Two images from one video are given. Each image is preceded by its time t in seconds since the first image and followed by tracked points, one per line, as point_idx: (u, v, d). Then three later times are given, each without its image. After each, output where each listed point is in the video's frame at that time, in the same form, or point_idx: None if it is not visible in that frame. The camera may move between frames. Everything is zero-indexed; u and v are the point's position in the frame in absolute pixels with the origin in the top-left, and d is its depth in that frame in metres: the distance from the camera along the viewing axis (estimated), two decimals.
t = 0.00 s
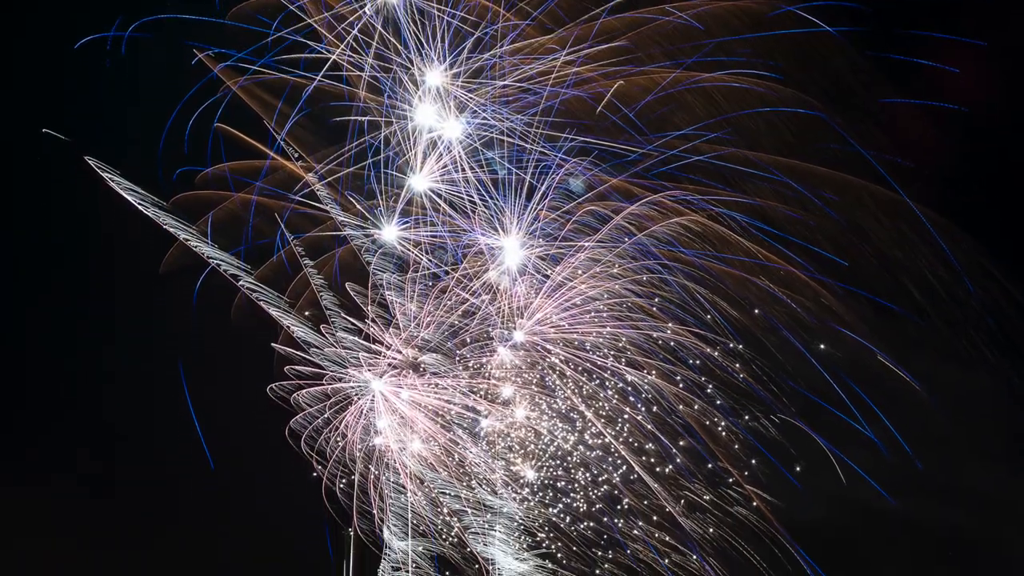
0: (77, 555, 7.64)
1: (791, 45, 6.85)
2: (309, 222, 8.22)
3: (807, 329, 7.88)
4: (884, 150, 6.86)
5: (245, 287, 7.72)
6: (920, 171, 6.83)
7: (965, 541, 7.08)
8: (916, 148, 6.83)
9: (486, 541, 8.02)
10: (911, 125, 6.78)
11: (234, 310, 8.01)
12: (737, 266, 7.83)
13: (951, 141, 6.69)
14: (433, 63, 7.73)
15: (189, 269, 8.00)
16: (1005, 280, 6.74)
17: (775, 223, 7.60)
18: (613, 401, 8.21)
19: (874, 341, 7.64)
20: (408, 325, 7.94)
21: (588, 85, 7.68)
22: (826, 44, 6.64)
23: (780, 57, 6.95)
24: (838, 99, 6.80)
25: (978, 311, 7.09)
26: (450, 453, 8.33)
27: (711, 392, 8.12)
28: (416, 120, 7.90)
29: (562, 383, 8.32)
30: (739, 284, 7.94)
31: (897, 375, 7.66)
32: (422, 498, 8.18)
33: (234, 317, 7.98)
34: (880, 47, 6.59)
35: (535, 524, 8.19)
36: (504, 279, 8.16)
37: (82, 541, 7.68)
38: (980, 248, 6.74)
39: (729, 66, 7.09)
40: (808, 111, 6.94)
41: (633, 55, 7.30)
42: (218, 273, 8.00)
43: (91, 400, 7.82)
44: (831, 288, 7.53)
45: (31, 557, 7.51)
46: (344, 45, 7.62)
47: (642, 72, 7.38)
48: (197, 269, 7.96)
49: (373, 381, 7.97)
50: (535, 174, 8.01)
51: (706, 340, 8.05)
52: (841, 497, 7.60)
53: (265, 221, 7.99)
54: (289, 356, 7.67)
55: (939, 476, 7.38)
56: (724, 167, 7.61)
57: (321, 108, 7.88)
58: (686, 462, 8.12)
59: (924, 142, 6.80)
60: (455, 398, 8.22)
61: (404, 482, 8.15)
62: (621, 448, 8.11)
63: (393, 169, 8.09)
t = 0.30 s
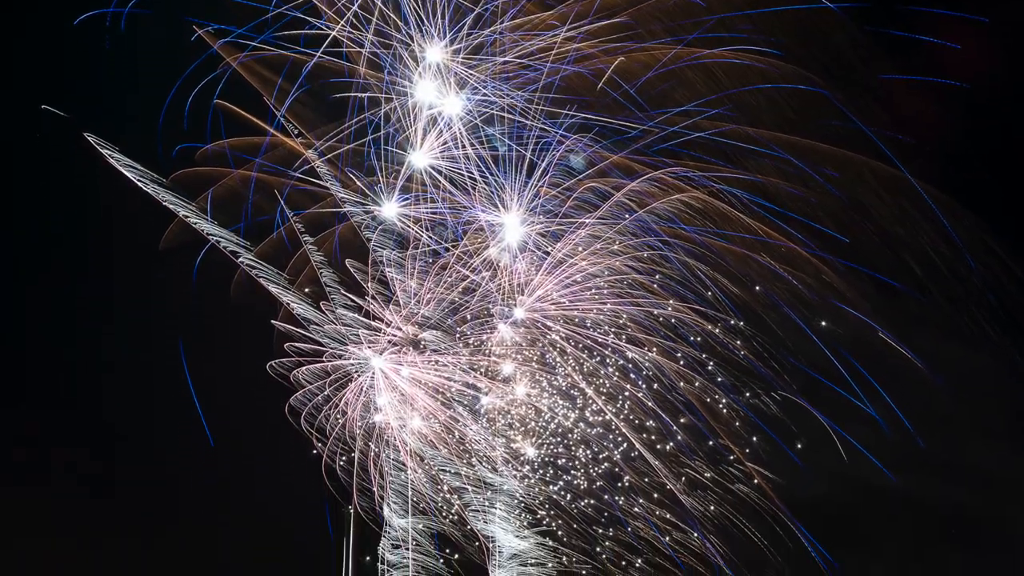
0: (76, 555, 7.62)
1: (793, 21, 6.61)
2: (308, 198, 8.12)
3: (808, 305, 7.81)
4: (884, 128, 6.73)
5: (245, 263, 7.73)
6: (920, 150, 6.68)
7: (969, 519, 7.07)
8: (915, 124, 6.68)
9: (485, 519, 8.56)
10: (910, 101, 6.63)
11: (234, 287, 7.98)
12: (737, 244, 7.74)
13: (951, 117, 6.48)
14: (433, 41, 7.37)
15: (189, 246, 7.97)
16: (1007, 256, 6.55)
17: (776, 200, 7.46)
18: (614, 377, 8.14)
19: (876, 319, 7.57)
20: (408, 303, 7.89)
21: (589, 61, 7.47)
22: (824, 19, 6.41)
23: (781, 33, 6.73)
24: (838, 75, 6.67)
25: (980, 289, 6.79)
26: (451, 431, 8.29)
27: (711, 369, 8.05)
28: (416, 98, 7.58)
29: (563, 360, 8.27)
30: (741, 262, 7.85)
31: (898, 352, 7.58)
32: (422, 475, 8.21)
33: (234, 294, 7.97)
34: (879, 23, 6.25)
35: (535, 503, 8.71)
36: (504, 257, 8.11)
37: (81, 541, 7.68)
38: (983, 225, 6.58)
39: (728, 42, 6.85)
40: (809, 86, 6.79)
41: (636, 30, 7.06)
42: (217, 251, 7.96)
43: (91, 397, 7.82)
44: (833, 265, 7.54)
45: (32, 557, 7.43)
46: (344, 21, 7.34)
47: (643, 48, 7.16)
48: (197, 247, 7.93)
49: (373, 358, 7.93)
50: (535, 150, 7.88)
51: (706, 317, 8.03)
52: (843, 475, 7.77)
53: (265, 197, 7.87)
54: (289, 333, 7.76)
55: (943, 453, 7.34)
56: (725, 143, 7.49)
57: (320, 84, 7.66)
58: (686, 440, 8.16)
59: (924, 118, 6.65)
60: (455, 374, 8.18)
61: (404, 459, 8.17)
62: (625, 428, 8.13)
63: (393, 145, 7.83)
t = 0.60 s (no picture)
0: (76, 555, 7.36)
1: None
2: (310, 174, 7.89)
3: (810, 283, 7.87)
4: (883, 103, 6.69)
5: (245, 240, 7.53)
6: (923, 126, 6.63)
7: (970, 495, 7.10)
8: (916, 98, 6.63)
9: (486, 496, 8.48)
10: (911, 75, 6.54)
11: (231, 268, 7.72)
12: (740, 221, 7.71)
13: (953, 92, 6.45)
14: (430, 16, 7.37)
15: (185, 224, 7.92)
16: (1007, 231, 6.56)
17: (778, 177, 7.44)
18: (615, 355, 8.16)
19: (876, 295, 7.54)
20: (409, 280, 7.93)
21: (588, 37, 7.36)
22: None
23: (782, 8, 6.60)
24: (839, 51, 6.62)
25: (983, 265, 6.82)
26: (451, 409, 8.35)
27: (712, 346, 8.18)
28: (416, 74, 7.54)
29: (563, 337, 8.25)
30: (741, 239, 7.86)
31: (898, 328, 7.54)
32: (422, 452, 8.18)
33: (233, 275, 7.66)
34: None
35: (536, 481, 8.68)
36: (506, 233, 8.08)
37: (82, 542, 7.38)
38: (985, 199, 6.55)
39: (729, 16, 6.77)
40: (810, 62, 6.72)
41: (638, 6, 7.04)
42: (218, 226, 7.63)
43: (90, 386, 7.40)
44: (834, 242, 7.49)
45: (30, 559, 7.14)
46: None
47: (644, 25, 7.08)
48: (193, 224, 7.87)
49: (373, 335, 7.96)
50: (535, 127, 7.78)
51: (707, 294, 8.07)
52: (845, 452, 7.76)
53: (265, 173, 7.62)
54: (289, 311, 7.42)
55: (945, 430, 7.31)
56: (726, 120, 7.36)
57: (321, 61, 7.42)
58: (687, 417, 8.38)
59: (925, 91, 6.58)
60: (455, 351, 8.19)
61: (404, 436, 8.15)
62: (626, 404, 8.21)
63: (393, 121, 7.73)
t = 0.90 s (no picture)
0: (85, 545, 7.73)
1: None
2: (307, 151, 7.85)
3: (811, 260, 7.87)
4: (883, 78, 6.50)
5: (245, 216, 7.57)
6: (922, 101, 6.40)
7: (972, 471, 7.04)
8: (917, 74, 6.40)
9: (486, 473, 8.68)
10: (912, 50, 6.33)
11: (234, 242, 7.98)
12: (740, 197, 7.65)
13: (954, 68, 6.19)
14: None
15: (189, 198, 8.00)
16: (1007, 208, 6.33)
17: (779, 153, 7.39)
18: (615, 332, 8.12)
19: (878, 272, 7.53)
20: (409, 256, 7.84)
21: (590, 13, 7.16)
22: None
23: None
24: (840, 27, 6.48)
25: (985, 243, 6.70)
26: (452, 385, 8.27)
27: (714, 323, 8.09)
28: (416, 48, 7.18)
29: (564, 314, 8.19)
30: (743, 215, 7.80)
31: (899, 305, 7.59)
32: (422, 429, 8.16)
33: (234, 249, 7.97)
34: None
35: (537, 459, 8.70)
36: (506, 210, 8.01)
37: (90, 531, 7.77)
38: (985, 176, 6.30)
39: None
40: (811, 39, 6.66)
41: None
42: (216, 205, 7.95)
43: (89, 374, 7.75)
44: (836, 219, 7.46)
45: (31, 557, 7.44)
46: None
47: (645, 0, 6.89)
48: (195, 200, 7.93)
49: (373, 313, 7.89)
50: (535, 103, 7.64)
51: (709, 271, 8.00)
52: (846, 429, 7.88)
53: (264, 149, 7.56)
54: (288, 287, 7.96)
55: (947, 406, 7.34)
56: (727, 95, 7.32)
57: (320, 36, 7.12)
58: (687, 394, 8.30)
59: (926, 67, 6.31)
60: (455, 328, 8.13)
61: (404, 414, 8.11)
62: (626, 381, 8.17)
63: (393, 96, 7.47)
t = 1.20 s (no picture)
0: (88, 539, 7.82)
1: None
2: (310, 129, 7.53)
3: (812, 237, 8.01)
4: (886, 54, 6.67)
5: (245, 191, 7.51)
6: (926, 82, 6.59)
7: (972, 449, 7.74)
8: (919, 51, 6.58)
9: (486, 451, 8.68)
10: (913, 26, 6.51)
11: (234, 219, 7.99)
12: (742, 173, 7.58)
13: (957, 46, 6.40)
14: None
15: (188, 175, 7.97)
16: (1008, 182, 6.58)
17: (781, 129, 7.30)
18: (616, 308, 8.12)
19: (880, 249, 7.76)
20: (409, 233, 7.80)
21: None
22: None
23: None
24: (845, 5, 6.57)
25: (987, 220, 6.90)
26: (452, 362, 8.23)
27: (715, 300, 8.12)
28: (417, 24, 7.02)
29: (564, 291, 8.20)
30: (744, 191, 7.78)
31: (899, 282, 7.94)
32: (422, 406, 8.13)
33: (234, 225, 7.98)
34: None
35: (537, 436, 8.77)
36: (507, 186, 7.94)
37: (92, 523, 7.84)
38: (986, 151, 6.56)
39: None
40: (813, 15, 6.68)
41: None
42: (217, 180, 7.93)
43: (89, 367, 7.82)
44: (838, 195, 7.55)
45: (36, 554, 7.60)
46: None
47: None
48: (194, 177, 7.90)
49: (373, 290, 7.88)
50: (535, 80, 7.50)
51: (709, 248, 8.01)
52: (848, 406, 8.25)
53: (264, 126, 7.31)
54: (288, 264, 7.89)
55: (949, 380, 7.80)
56: (728, 70, 7.16)
57: (320, 11, 6.90)
58: (687, 369, 8.35)
59: (928, 44, 6.53)
60: (455, 305, 8.07)
61: (404, 390, 8.13)
62: (626, 357, 8.25)
63: (393, 74, 7.22)
